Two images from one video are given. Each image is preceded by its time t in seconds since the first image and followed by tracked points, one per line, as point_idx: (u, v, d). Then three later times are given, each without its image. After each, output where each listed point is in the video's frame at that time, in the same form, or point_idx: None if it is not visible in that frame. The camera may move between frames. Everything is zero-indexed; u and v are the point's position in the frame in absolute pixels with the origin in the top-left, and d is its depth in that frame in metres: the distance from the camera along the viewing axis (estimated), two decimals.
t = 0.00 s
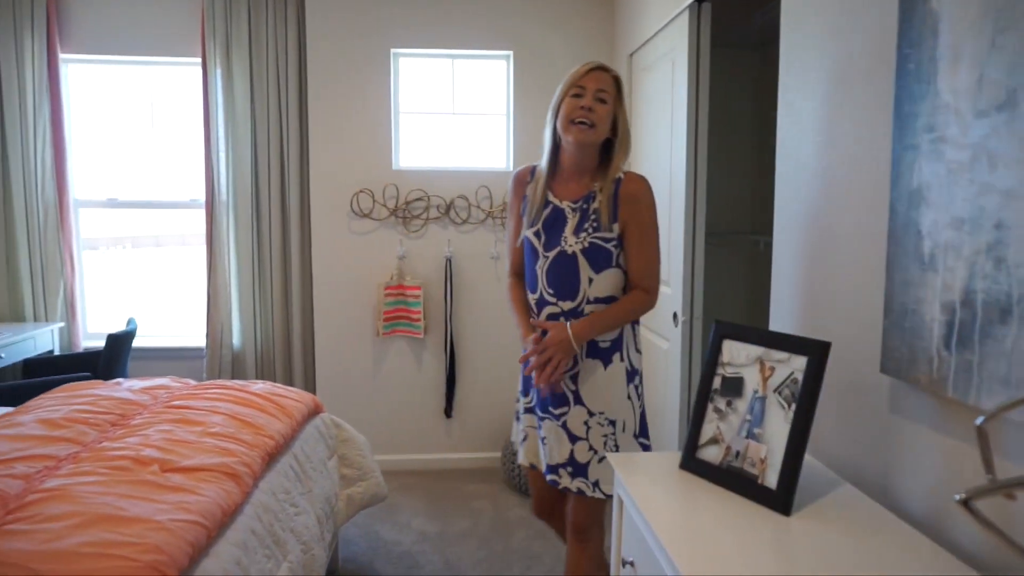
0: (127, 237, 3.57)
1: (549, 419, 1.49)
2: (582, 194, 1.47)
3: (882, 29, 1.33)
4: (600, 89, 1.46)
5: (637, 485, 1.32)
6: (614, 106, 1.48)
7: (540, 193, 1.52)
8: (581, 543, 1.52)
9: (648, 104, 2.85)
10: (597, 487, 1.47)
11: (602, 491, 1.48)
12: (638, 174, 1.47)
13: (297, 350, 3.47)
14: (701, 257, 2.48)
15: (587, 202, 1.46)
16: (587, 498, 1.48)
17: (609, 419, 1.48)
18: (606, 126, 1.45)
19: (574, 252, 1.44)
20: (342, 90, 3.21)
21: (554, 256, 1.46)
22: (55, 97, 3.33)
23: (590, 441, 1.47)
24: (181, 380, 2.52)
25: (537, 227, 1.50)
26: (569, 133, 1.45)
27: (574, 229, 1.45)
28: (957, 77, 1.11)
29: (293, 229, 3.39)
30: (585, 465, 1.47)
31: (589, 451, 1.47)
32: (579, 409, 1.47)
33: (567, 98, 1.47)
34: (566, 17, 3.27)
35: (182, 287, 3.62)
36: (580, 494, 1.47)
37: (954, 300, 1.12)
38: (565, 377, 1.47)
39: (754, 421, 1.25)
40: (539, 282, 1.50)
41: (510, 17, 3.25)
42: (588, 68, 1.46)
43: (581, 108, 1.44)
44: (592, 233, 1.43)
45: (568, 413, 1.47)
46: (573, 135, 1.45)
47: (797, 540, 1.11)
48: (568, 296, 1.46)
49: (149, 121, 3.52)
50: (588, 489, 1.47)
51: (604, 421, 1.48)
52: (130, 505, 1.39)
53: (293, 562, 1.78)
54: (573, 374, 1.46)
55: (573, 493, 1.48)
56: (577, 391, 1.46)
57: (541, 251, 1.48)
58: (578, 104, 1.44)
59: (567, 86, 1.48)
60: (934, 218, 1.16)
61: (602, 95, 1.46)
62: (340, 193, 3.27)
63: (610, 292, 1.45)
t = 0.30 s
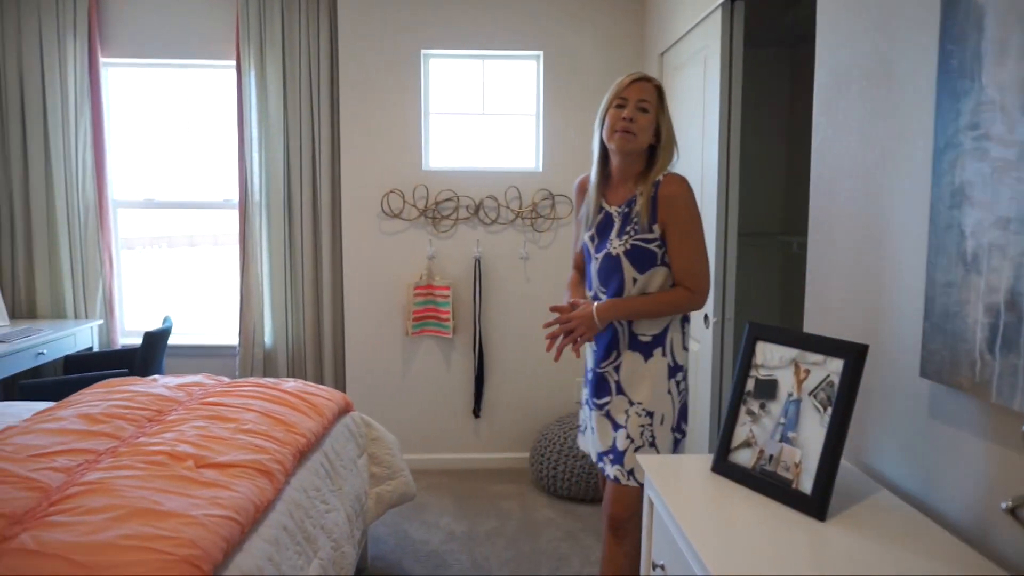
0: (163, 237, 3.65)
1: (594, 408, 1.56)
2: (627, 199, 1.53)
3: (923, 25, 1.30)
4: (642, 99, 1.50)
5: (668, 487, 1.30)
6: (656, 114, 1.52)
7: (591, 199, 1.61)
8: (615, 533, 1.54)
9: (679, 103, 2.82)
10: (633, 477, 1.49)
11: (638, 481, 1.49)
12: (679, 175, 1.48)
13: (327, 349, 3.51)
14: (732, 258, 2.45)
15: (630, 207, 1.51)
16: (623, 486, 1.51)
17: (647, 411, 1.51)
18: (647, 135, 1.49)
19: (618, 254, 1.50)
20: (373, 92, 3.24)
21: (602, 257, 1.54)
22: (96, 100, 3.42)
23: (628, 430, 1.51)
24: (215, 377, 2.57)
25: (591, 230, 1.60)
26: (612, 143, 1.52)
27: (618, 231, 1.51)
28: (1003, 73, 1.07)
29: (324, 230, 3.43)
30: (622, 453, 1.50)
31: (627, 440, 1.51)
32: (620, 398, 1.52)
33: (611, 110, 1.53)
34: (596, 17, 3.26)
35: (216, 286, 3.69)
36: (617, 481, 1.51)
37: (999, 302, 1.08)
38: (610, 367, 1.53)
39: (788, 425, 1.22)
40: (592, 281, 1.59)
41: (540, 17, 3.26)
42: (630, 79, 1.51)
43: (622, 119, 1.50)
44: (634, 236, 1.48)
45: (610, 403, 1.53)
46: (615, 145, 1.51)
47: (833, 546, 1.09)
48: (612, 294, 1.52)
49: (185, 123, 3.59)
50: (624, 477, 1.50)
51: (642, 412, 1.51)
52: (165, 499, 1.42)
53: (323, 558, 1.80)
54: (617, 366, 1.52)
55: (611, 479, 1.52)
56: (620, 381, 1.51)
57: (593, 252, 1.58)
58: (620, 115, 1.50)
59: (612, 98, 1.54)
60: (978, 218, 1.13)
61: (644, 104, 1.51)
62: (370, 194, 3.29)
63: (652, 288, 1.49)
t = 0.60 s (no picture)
0: (188, 238, 3.70)
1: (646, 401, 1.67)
2: (666, 197, 1.64)
3: (954, 25, 1.28)
4: (680, 104, 1.61)
5: (691, 491, 1.30)
6: (694, 117, 1.62)
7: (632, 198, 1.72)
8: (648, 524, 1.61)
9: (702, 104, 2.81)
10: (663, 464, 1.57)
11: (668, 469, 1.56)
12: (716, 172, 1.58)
13: (348, 349, 3.54)
14: (755, 260, 2.43)
15: (669, 203, 1.61)
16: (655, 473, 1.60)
17: (684, 401, 1.56)
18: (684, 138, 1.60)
19: (660, 248, 1.61)
20: (395, 93, 3.26)
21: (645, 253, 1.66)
22: (124, 104, 3.48)
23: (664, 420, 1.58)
24: (239, 377, 2.60)
25: (633, 227, 1.71)
26: (651, 146, 1.63)
27: (659, 227, 1.62)
28: None
29: (346, 231, 3.46)
30: (656, 441, 1.59)
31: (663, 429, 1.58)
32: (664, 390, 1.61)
33: (650, 114, 1.65)
34: (618, 18, 3.25)
35: (240, 286, 3.74)
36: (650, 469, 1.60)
37: None
38: (657, 360, 1.63)
39: (812, 429, 1.20)
40: (637, 277, 1.70)
41: (562, 18, 3.25)
42: (668, 85, 1.62)
43: (661, 123, 1.61)
44: (674, 230, 1.59)
45: (658, 394, 1.63)
46: (655, 148, 1.62)
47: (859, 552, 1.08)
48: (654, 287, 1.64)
49: (210, 125, 3.64)
50: (655, 463, 1.59)
51: (680, 403, 1.56)
52: (192, 497, 1.44)
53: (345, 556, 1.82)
54: (664, 359, 1.62)
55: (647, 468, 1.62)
56: (667, 373, 1.62)
57: (636, 249, 1.69)
58: (659, 119, 1.61)
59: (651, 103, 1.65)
60: (1010, 221, 1.11)
61: (682, 109, 1.61)
62: (391, 195, 3.31)
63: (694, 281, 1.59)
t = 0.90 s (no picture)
0: (198, 238, 3.72)
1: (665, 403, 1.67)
2: (695, 196, 1.66)
3: (967, 26, 1.27)
4: (708, 103, 1.63)
5: (701, 493, 1.30)
6: (722, 116, 1.64)
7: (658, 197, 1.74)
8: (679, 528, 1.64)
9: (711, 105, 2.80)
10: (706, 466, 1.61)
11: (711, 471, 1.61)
12: (746, 172, 1.61)
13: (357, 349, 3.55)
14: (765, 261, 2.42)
15: (699, 202, 1.64)
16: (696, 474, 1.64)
17: (715, 403, 1.60)
18: (713, 137, 1.63)
19: (690, 245, 1.64)
20: (405, 94, 3.27)
21: (673, 251, 1.68)
22: (136, 105, 3.51)
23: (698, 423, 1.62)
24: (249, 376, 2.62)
25: (660, 226, 1.73)
26: (680, 146, 1.65)
27: (688, 226, 1.65)
28: None
29: (356, 231, 3.47)
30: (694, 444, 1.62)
31: (697, 432, 1.62)
32: (691, 392, 1.63)
33: (677, 113, 1.67)
34: (628, 18, 3.25)
35: (250, 286, 3.76)
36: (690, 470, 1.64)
37: None
38: (679, 362, 1.64)
39: (823, 430, 1.19)
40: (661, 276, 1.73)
41: (572, 19, 3.26)
42: (695, 85, 1.64)
43: (690, 122, 1.63)
44: (705, 228, 1.62)
45: (683, 396, 1.64)
46: (683, 147, 1.64)
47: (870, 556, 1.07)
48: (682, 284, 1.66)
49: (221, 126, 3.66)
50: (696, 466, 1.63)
51: (711, 405, 1.60)
52: (203, 495, 1.45)
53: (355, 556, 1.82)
54: (686, 360, 1.63)
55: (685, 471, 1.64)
56: (690, 374, 1.63)
57: (663, 248, 1.71)
58: (688, 118, 1.63)
59: (678, 103, 1.67)
60: (1022, 223, 1.10)
61: (710, 108, 1.63)
62: (400, 195, 3.32)
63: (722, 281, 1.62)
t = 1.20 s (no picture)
0: (202, 239, 3.73)
1: (684, 403, 1.66)
2: (728, 194, 1.66)
3: (972, 26, 1.27)
4: (736, 102, 1.61)
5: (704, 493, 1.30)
6: (750, 113, 1.63)
7: (687, 197, 1.73)
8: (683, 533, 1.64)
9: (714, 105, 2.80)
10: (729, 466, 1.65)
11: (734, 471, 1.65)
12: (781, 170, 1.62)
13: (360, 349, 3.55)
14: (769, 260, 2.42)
15: (733, 200, 1.64)
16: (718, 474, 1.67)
17: (743, 406, 1.64)
18: (746, 135, 1.62)
19: (721, 243, 1.64)
20: (409, 94, 3.27)
21: (700, 249, 1.68)
22: (140, 106, 3.52)
23: (724, 423, 1.65)
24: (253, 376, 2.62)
25: (685, 224, 1.72)
26: (713, 148, 1.63)
27: (719, 223, 1.65)
28: None
29: (359, 231, 3.48)
30: (719, 445, 1.66)
31: (724, 433, 1.65)
32: (715, 393, 1.64)
33: (705, 114, 1.65)
34: (631, 19, 3.25)
35: (254, 287, 3.77)
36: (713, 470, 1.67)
37: None
38: (704, 362, 1.65)
39: (827, 431, 1.17)
40: (685, 275, 1.72)
41: (575, 19, 3.26)
42: (721, 84, 1.62)
43: (722, 123, 1.61)
44: (738, 226, 1.62)
45: (704, 398, 1.65)
46: (717, 149, 1.63)
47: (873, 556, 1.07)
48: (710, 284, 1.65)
49: (225, 126, 3.67)
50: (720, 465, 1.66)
51: (738, 407, 1.64)
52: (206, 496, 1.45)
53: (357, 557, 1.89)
54: (712, 361, 1.64)
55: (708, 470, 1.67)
56: (715, 376, 1.64)
57: (688, 245, 1.71)
58: (719, 119, 1.61)
59: (704, 103, 1.65)
60: None
61: (739, 106, 1.62)
62: (403, 195, 3.32)
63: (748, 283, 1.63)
